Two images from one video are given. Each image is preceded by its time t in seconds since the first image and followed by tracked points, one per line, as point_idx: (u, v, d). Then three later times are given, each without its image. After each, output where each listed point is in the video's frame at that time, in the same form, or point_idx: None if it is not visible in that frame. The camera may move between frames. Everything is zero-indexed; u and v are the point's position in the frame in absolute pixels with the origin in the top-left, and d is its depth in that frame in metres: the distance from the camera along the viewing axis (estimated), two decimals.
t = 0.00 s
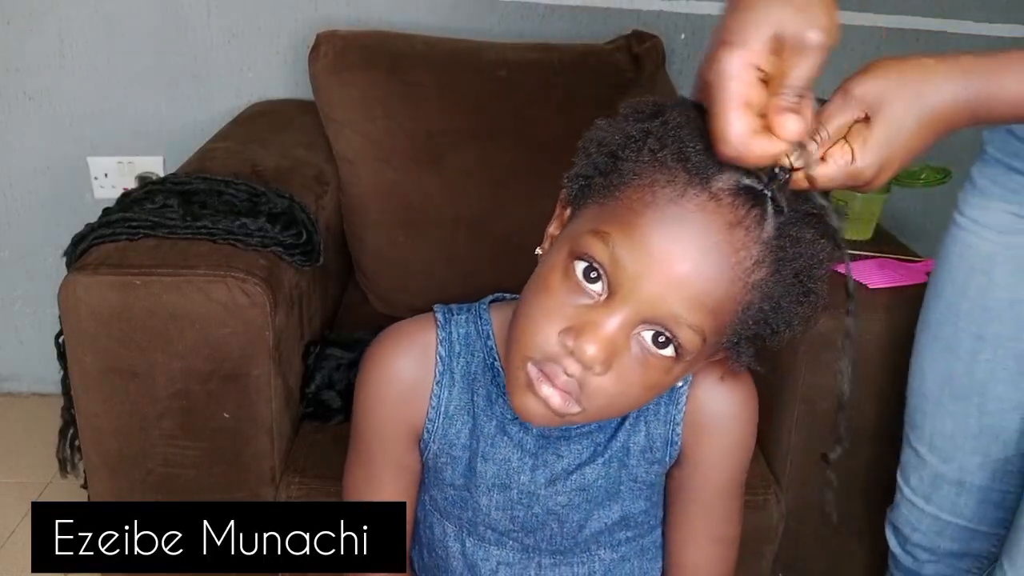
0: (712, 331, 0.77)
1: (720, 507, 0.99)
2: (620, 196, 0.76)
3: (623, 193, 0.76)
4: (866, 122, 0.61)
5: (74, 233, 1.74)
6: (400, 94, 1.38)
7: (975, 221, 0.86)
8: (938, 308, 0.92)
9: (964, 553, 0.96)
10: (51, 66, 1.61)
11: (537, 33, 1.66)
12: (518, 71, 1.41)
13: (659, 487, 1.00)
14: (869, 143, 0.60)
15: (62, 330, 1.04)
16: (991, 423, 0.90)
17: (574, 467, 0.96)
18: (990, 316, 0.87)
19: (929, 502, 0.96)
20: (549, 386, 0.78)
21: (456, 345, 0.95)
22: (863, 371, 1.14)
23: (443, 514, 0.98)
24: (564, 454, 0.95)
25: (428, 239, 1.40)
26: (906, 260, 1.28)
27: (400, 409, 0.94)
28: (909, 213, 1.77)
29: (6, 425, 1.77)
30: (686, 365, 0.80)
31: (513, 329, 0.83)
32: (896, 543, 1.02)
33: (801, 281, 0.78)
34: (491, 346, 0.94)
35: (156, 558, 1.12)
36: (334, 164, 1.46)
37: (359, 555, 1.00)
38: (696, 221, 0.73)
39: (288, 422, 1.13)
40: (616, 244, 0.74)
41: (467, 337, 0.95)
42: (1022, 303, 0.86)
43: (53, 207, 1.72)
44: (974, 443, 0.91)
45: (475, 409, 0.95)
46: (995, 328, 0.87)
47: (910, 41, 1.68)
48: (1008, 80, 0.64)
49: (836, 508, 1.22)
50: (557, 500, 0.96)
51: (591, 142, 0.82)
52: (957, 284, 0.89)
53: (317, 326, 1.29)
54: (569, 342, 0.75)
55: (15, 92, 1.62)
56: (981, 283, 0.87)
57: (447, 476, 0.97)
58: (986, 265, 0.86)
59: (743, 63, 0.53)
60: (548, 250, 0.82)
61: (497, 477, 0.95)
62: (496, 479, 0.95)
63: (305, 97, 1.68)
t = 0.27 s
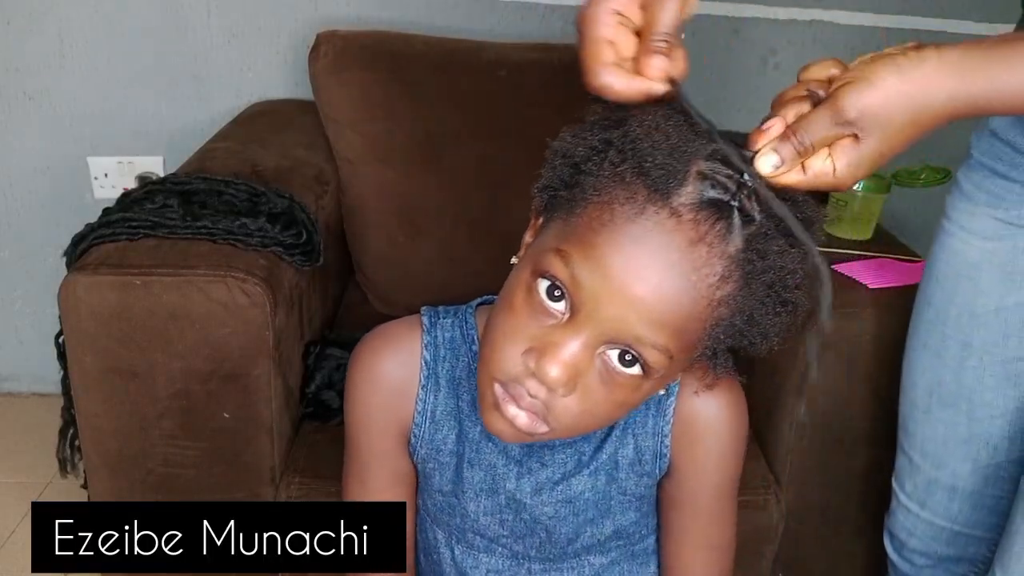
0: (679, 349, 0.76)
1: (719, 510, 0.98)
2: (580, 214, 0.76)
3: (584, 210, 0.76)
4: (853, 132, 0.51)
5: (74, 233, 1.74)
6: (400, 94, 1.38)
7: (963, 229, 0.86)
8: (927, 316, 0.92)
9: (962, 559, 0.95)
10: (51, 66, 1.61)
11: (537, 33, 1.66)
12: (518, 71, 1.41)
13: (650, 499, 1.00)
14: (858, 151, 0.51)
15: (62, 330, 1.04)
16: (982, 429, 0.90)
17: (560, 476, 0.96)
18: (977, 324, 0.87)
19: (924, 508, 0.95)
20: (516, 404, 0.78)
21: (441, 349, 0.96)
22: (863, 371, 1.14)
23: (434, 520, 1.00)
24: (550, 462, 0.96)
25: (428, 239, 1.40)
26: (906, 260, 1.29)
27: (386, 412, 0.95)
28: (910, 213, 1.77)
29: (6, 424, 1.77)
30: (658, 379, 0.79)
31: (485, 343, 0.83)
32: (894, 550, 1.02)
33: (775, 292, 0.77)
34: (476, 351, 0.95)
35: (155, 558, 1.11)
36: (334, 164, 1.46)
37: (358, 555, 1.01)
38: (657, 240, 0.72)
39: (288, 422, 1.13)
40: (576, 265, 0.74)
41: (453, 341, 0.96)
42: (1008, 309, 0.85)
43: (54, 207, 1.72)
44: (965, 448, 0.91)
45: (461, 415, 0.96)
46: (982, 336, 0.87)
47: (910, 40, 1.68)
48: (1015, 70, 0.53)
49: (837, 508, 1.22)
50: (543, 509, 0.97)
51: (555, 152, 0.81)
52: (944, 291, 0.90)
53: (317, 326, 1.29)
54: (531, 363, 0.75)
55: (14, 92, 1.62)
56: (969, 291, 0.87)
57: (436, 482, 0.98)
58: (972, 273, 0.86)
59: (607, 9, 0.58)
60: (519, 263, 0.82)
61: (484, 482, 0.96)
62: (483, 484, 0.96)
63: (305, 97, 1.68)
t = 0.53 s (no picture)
0: (640, 348, 0.78)
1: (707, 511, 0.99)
2: (548, 209, 0.78)
3: (554, 205, 0.78)
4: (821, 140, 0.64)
5: (74, 233, 1.74)
6: (400, 94, 1.38)
7: (957, 238, 0.88)
8: (922, 326, 0.93)
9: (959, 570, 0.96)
10: (51, 66, 1.61)
11: (537, 33, 1.67)
12: (518, 71, 1.41)
13: (630, 500, 1.01)
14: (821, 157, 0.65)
15: (62, 329, 1.04)
16: (974, 441, 0.91)
17: (534, 476, 0.98)
18: (969, 337, 0.89)
19: (920, 519, 0.97)
20: (479, 396, 0.79)
21: (420, 348, 0.98)
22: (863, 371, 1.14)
23: (416, 517, 1.03)
24: (524, 462, 0.97)
25: (428, 239, 1.40)
26: (905, 260, 1.29)
27: (367, 409, 0.98)
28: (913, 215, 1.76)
29: (6, 424, 1.77)
30: (619, 381, 0.80)
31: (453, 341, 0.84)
32: (892, 563, 1.03)
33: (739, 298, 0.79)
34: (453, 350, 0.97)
35: (155, 558, 1.11)
36: (334, 164, 1.46)
37: (358, 555, 1.01)
38: (620, 232, 0.74)
39: (288, 422, 1.13)
40: (541, 257, 0.76)
41: (431, 339, 0.98)
42: (1000, 322, 0.87)
43: (54, 207, 1.72)
44: (958, 459, 0.92)
45: (438, 413, 0.98)
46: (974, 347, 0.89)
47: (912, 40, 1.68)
48: (974, 67, 0.63)
49: (838, 509, 1.22)
50: (519, 507, 0.98)
51: (533, 150, 0.84)
52: (937, 301, 0.91)
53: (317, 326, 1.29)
54: (494, 353, 0.76)
55: (15, 92, 1.62)
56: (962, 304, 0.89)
57: (416, 478, 1.00)
58: (967, 284, 0.88)
59: None
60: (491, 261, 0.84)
61: (464, 475, 0.99)
62: (463, 477, 0.99)
63: (305, 97, 1.68)
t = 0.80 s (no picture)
0: (597, 254, 0.82)
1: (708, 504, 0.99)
2: (505, 144, 0.85)
3: (508, 142, 0.85)
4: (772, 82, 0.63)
5: (74, 233, 1.74)
6: (399, 94, 1.38)
7: (878, 206, 0.92)
8: (852, 294, 0.96)
9: (911, 532, 1.01)
10: (51, 67, 1.61)
11: (536, 33, 1.66)
12: (517, 71, 1.41)
13: (640, 486, 1.02)
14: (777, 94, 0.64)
15: (62, 330, 1.04)
16: (910, 400, 0.94)
17: (545, 456, 0.98)
18: (898, 294, 0.91)
19: (869, 482, 1.00)
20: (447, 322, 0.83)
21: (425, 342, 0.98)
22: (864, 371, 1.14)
23: (424, 514, 1.01)
24: (534, 442, 0.97)
25: (428, 239, 1.40)
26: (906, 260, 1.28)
27: (376, 408, 0.98)
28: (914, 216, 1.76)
29: (6, 424, 1.77)
30: (586, 299, 0.83)
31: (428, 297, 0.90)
32: (847, 533, 1.07)
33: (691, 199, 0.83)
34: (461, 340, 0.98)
35: (155, 558, 1.11)
36: (333, 164, 1.46)
37: (358, 555, 1.00)
38: (566, 146, 0.80)
39: (288, 422, 1.13)
40: (493, 180, 0.82)
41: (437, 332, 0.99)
42: (925, 282, 0.89)
43: (54, 207, 1.72)
44: (897, 420, 0.96)
45: (446, 401, 0.98)
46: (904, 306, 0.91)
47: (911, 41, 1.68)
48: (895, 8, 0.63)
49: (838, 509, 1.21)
50: (531, 488, 0.98)
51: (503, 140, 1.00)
52: (864, 266, 0.94)
53: (317, 326, 1.29)
54: (458, 274, 0.81)
55: (15, 92, 1.62)
56: (888, 267, 0.91)
57: (424, 473, 0.99)
58: (892, 247, 0.91)
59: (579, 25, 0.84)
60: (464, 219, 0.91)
61: (474, 463, 0.98)
62: (474, 464, 0.98)
63: (305, 97, 1.68)
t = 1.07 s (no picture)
0: (596, 262, 0.82)
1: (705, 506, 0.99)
2: (505, 148, 0.85)
3: (507, 148, 0.85)
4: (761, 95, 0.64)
5: (74, 232, 1.74)
6: (400, 94, 1.38)
7: (876, 206, 0.92)
8: (848, 295, 0.96)
9: (903, 533, 1.01)
10: (51, 67, 1.61)
11: (537, 33, 1.67)
12: (518, 71, 1.41)
13: (629, 490, 1.01)
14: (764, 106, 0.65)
15: (62, 329, 1.04)
16: (903, 399, 0.94)
17: (532, 461, 0.97)
18: (893, 293, 0.91)
19: (862, 483, 1.01)
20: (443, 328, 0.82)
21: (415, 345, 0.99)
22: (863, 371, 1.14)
23: (416, 516, 1.02)
24: (521, 447, 0.97)
25: (428, 239, 1.40)
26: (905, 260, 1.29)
27: (365, 410, 0.99)
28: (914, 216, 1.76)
29: (6, 424, 1.77)
30: (582, 307, 0.83)
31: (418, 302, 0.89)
32: (841, 533, 1.07)
33: (687, 211, 0.84)
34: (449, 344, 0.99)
35: (156, 558, 1.11)
36: (334, 164, 1.46)
37: (358, 555, 1.01)
38: (570, 154, 0.80)
39: (288, 422, 1.13)
40: (494, 184, 0.82)
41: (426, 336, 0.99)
42: (920, 281, 0.90)
43: (54, 207, 1.72)
44: (890, 419, 0.96)
45: (435, 404, 0.98)
46: (900, 305, 0.91)
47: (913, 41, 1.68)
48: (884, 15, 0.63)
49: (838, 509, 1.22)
50: (518, 492, 0.98)
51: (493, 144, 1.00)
52: (859, 266, 0.94)
53: (317, 326, 1.29)
54: (456, 277, 0.80)
55: (15, 92, 1.62)
56: (883, 266, 0.92)
57: (415, 475, 1.00)
58: (888, 246, 0.91)
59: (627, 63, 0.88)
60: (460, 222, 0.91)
61: (464, 465, 0.98)
62: (463, 467, 0.98)
63: (305, 97, 1.69)
